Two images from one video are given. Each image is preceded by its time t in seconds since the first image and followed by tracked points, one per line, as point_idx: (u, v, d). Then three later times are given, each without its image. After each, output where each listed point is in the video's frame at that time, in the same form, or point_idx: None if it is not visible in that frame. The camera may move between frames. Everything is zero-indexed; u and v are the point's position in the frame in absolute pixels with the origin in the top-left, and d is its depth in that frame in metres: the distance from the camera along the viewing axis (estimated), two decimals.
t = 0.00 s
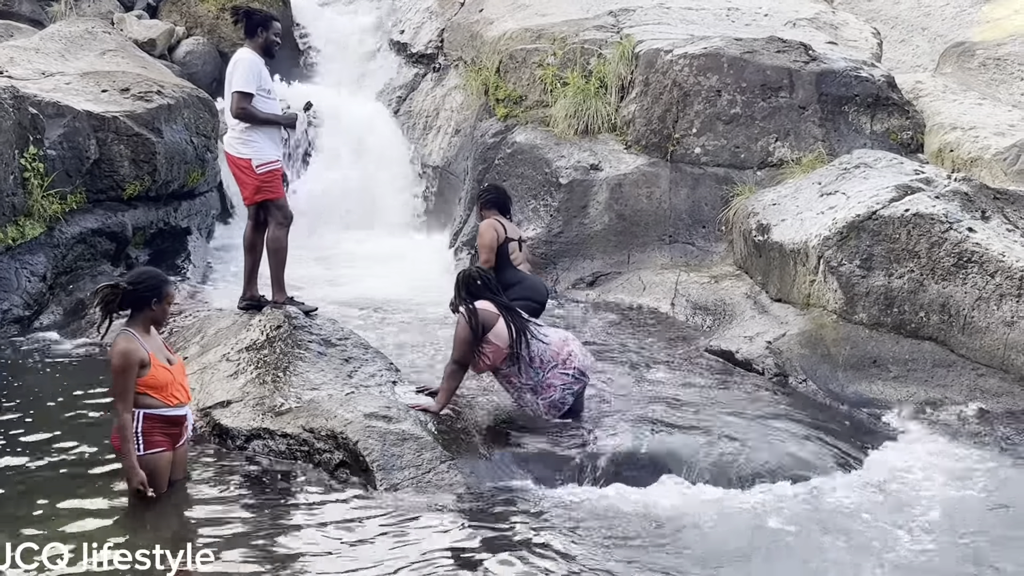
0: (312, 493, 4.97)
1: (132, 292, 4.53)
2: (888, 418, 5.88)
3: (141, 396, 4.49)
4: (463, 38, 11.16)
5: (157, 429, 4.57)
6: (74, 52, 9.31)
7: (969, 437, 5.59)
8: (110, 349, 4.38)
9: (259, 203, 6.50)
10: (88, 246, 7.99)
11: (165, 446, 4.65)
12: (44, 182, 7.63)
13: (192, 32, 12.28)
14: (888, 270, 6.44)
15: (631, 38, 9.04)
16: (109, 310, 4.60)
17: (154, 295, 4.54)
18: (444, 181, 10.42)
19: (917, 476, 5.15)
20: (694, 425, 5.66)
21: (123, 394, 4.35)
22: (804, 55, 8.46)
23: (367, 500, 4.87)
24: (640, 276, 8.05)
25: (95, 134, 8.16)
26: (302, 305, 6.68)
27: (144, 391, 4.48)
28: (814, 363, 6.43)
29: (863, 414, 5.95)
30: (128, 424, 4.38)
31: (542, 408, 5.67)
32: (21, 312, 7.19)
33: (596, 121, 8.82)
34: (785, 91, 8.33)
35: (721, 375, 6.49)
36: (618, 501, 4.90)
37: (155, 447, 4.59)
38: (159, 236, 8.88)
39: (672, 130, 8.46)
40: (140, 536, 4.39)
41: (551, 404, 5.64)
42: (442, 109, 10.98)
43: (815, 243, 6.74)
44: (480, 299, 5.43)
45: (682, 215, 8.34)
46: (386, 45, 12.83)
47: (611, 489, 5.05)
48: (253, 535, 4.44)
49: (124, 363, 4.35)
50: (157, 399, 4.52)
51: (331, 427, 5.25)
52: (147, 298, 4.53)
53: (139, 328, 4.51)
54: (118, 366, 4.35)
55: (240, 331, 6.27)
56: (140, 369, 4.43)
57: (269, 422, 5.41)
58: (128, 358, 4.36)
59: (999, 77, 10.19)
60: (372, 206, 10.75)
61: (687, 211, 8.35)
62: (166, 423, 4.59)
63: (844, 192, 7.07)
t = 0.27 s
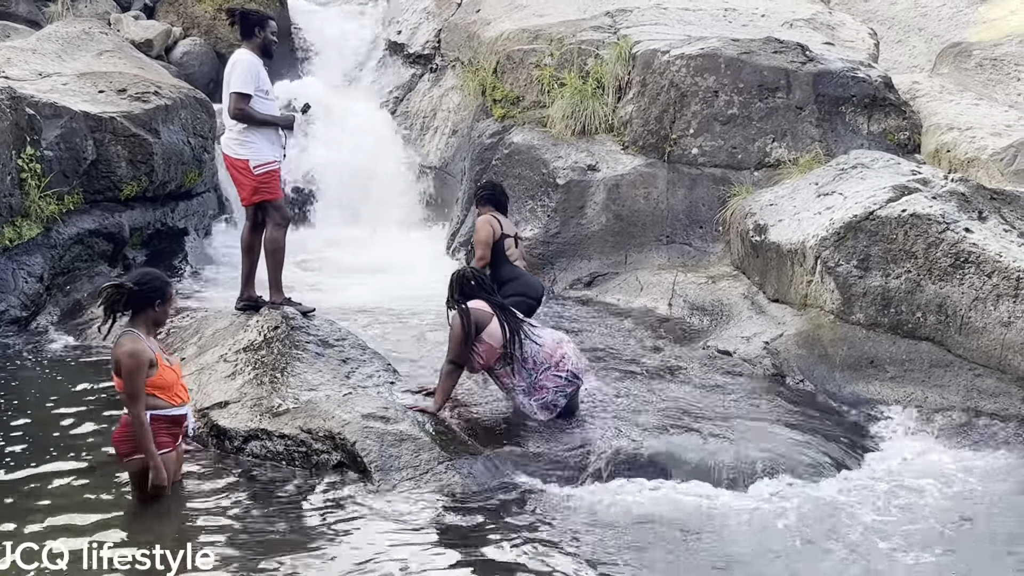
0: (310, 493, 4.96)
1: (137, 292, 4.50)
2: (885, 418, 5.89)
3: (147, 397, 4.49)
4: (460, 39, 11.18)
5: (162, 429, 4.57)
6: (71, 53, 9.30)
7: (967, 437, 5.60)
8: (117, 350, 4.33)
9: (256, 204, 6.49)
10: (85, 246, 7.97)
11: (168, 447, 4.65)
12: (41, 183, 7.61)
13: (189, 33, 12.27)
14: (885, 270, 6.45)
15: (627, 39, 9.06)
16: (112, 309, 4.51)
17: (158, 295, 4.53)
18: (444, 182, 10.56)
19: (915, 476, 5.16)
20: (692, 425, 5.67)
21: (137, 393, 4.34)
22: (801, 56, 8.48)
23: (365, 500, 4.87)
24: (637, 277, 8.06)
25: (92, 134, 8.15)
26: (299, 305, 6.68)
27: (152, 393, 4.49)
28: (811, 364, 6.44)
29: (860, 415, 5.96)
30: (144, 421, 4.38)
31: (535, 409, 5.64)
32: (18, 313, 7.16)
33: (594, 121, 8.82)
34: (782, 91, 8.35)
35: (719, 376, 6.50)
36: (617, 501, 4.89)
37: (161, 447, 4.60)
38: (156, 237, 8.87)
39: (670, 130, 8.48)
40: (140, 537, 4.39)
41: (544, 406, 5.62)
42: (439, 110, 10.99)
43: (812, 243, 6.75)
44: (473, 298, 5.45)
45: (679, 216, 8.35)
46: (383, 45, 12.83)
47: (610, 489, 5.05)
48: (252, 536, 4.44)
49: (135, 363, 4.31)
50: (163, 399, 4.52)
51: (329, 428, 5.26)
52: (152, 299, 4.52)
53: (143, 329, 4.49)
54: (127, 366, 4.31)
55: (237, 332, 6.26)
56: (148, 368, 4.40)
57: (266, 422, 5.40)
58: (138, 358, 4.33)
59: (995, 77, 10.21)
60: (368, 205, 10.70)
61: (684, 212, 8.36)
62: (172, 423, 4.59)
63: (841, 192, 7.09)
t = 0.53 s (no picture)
0: (308, 493, 4.95)
1: (137, 293, 4.49)
2: (883, 419, 5.89)
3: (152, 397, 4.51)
4: (458, 39, 11.17)
5: (168, 429, 4.58)
6: (68, 53, 9.30)
7: (965, 437, 5.60)
8: (121, 351, 4.36)
9: (254, 204, 6.49)
10: (83, 247, 7.97)
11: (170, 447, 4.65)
12: (39, 183, 7.61)
13: (186, 33, 12.26)
14: (883, 270, 6.45)
15: (625, 39, 9.06)
16: (115, 310, 4.50)
17: (159, 296, 4.53)
18: (439, 181, 10.46)
19: (913, 475, 5.16)
20: (690, 425, 5.67)
21: (147, 393, 4.36)
22: (798, 55, 8.48)
23: (364, 500, 4.87)
24: (635, 277, 8.06)
25: (89, 134, 8.14)
26: (298, 305, 6.66)
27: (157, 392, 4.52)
28: (809, 363, 6.45)
29: (858, 415, 5.96)
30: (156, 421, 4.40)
31: (531, 410, 5.62)
32: (15, 313, 7.16)
33: (592, 122, 8.83)
34: (779, 91, 8.36)
35: (717, 376, 6.50)
36: (615, 501, 4.89)
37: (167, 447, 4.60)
38: (154, 237, 8.87)
39: (668, 130, 8.48)
40: (141, 537, 4.38)
41: (542, 405, 5.60)
42: (437, 110, 10.99)
43: (810, 243, 6.75)
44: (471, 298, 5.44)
45: (677, 216, 8.35)
46: (380, 45, 12.83)
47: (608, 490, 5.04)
48: (250, 536, 4.43)
49: (142, 362, 4.33)
50: (168, 398, 4.55)
51: (327, 428, 5.26)
52: (152, 299, 4.52)
53: (143, 328, 4.50)
54: (134, 365, 4.32)
55: (235, 332, 6.25)
56: (154, 368, 4.42)
57: (264, 423, 5.39)
58: (143, 356, 4.34)
59: (993, 77, 10.23)
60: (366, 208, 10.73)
61: (682, 212, 8.36)
62: (176, 422, 4.60)
63: (839, 192, 7.09)
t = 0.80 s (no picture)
0: (307, 493, 4.95)
1: (134, 293, 4.49)
2: (881, 418, 5.89)
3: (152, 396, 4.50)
4: (456, 39, 11.16)
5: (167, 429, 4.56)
6: (66, 53, 9.29)
7: (963, 436, 5.60)
8: (118, 350, 4.37)
9: (250, 204, 6.48)
10: (81, 247, 7.96)
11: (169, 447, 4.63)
12: (36, 183, 7.60)
13: (184, 33, 12.25)
14: (881, 269, 6.44)
15: (623, 38, 9.06)
16: (113, 311, 4.48)
17: (156, 295, 4.52)
18: (437, 180, 10.43)
19: (912, 475, 5.16)
20: (689, 425, 5.66)
21: (147, 393, 4.35)
22: (796, 55, 8.48)
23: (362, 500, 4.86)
24: (633, 276, 8.07)
25: (87, 134, 8.13)
26: (296, 305, 6.65)
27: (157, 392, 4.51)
28: (807, 363, 6.46)
29: (856, 414, 5.96)
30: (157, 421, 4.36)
31: (530, 407, 5.65)
32: (13, 313, 7.15)
33: (590, 121, 8.82)
34: (777, 91, 8.36)
35: (715, 375, 6.50)
36: (614, 501, 4.88)
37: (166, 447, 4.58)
38: (152, 237, 8.86)
39: (666, 129, 8.47)
40: (140, 537, 4.37)
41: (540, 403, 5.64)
42: (434, 110, 10.97)
43: (808, 243, 6.75)
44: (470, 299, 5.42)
45: (675, 216, 8.36)
46: (378, 45, 12.82)
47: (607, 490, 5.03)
48: (249, 536, 4.43)
49: (141, 361, 4.32)
50: (167, 398, 4.54)
51: (325, 428, 5.25)
52: (149, 299, 4.51)
53: (141, 328, 4.49)
54: (134, 364, 4.31)
55: (233, 331, 6.24)
56: (153, 367, 4.41)
57: (263, 422, 5.39)
58: (143, 356, 4.33)
59: (990, 77, 10.23)
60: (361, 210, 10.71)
61: (680, 211, 8.37)
62: (175, 422, 4.58)
63: (838, 192, 7.08)
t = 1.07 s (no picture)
0: (305, 494, 4.95)
1: (132, 292, 4.48)
2: (879, 419, 5.90)
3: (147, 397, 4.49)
4: (454, 40, 11.16)
5: (162, 429, 4.58)
6: (64, 54, 9.29)
7: (962, 437, 5.60)
8: (113, 349, 4.37)
9: (248, 204, 6.47)
10: (79, 247, 7.96)
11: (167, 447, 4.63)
12: (35, 184, 7.59)
13: (182, 34, 12.25)
14: (880, 270, 6.45)
15: (621, 39, 9.07)
16: (110, 312, 4.44)
17: (152, 294, 4.53)
18: (436, 182, 10.43)
19: (910, 476, 5.16)
20: (687, 425, 5.67)
21: (137, 393, 4.36)
22: (794, 56, 8.49)
23: (361, 501, 4.86)
24: (631, 277, 8.07)
25: (85, 135, 8.13)
26: (294, 306, 6.63)
27: (151, 392, 4.50)
28: (806, 363, 6.46)
29: (855, 414, 5.96)
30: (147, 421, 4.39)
31: (532, 406, 5.65)
32: (11, 314, 7.11)
33: (588, 122, 8.82)
34: (776, 92, 8.37)
35: (713, 376, 6.50)
36: (612, 502, 4.89)
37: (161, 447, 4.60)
38: (150, 238, 8.86)
39: (664, 130, 8.48)
40: (140, 538, 4.37)
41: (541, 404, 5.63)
42: (433, 111, 10.97)
43: (806, 244, 6.75)
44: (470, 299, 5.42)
45: (673, 216, 8.36)
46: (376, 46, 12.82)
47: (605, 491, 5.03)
48: (247, 537, 4.43)
49: (134, 361, 4.33)
50: (164, 399, 4.53)
51: (324, 429, 5.24)
52: (146, 298, 4.51)
53: (138, 328, 4.50)
54: (127, 364, 4.33)
55: (232, 332, 6.24)
56: (147, 367, 4.42)
57: (261, 423, 5.39)
58: (137, 356, 4.34)
59: (989, 78, 10.25)
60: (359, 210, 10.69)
61: (679, 211, 8.37)
62: (170, 422, 4.59)
63: (836, 193, 7.09)
